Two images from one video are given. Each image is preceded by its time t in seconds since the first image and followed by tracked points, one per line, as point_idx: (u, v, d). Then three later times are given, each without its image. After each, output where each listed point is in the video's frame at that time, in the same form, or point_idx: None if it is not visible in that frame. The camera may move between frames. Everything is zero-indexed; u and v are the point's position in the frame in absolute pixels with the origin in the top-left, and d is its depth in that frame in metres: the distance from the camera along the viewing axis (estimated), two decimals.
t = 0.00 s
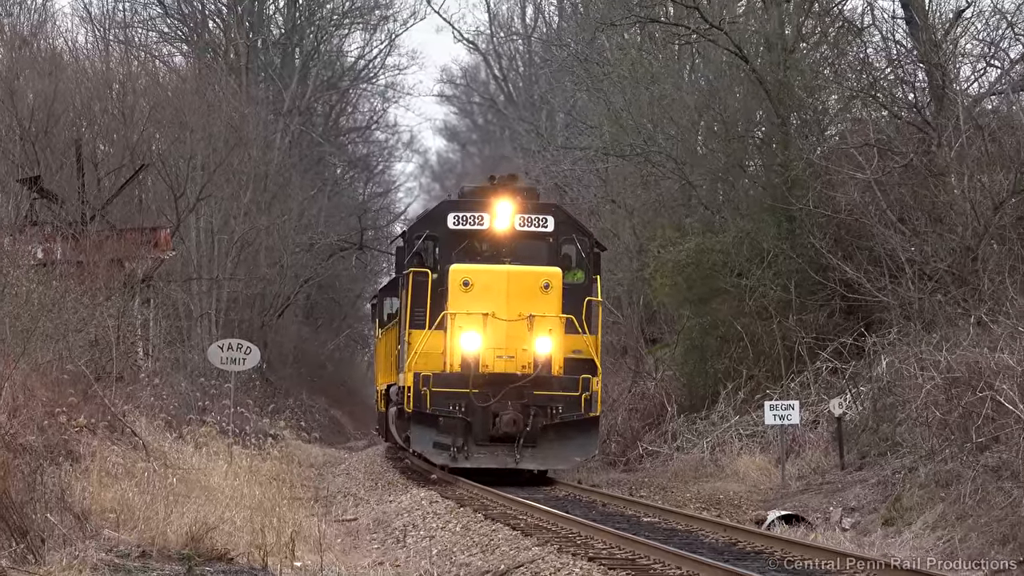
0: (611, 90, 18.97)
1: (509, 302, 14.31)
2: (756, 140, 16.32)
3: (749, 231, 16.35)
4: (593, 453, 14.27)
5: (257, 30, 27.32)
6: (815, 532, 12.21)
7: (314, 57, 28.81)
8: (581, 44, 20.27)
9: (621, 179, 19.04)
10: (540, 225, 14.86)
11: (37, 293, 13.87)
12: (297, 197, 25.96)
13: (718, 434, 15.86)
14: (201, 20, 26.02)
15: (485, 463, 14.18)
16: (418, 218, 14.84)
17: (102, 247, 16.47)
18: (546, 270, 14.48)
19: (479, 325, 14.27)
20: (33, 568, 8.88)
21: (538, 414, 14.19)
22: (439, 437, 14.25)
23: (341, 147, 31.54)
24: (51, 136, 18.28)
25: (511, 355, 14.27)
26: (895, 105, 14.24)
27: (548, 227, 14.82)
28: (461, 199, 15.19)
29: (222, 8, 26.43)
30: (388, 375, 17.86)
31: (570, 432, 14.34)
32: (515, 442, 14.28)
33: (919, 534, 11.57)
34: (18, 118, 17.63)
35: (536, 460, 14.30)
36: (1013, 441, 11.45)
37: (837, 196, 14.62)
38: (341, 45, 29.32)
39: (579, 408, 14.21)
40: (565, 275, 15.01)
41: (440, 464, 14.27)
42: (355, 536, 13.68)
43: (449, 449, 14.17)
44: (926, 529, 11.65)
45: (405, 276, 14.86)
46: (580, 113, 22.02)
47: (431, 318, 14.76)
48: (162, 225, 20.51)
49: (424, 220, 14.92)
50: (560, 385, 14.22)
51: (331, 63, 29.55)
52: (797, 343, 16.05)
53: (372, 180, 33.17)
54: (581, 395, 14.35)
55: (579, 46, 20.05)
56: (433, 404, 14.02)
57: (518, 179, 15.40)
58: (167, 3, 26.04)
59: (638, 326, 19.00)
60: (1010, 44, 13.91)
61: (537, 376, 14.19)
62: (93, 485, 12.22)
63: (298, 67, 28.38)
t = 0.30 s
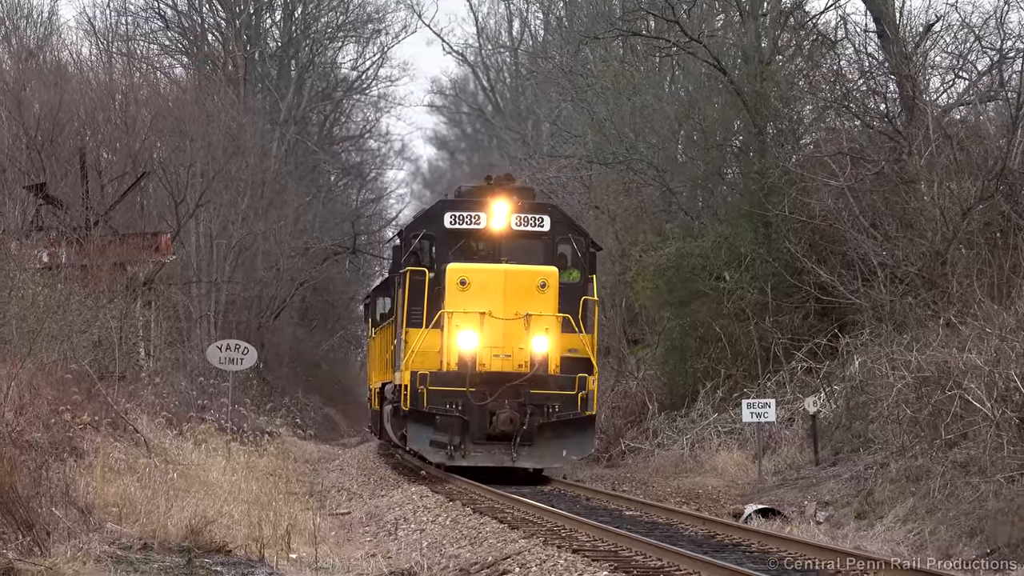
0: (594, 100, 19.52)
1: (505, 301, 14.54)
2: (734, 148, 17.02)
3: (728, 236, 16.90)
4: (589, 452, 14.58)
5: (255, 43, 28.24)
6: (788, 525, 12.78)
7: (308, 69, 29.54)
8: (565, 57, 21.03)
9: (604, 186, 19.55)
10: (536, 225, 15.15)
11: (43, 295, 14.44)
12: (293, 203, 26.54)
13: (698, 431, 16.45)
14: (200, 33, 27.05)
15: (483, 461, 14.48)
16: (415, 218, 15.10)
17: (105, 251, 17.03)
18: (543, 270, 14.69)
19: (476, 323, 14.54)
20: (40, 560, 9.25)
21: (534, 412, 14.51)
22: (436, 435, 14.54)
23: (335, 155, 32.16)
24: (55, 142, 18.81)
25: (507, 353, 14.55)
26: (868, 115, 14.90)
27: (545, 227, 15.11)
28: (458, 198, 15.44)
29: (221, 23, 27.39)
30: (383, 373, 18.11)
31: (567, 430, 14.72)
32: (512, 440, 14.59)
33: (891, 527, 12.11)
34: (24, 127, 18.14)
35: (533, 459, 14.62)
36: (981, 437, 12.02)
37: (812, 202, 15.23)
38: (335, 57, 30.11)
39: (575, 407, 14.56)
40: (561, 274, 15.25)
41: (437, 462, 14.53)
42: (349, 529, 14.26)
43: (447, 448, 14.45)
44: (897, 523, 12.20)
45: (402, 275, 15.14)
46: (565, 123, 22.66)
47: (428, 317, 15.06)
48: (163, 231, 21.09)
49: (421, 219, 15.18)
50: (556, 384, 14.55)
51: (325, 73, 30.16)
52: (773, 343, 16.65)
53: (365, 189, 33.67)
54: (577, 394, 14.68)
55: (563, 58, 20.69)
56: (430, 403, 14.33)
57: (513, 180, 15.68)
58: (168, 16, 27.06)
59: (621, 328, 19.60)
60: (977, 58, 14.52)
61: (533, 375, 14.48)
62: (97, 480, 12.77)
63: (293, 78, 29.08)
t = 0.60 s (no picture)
0: (578, 111, 20.39)
1: (502, 300, 14.89)
2: (712, 156, 17.68)
3: (707, 240, 17.49)
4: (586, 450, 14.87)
5: (252, 55, 29.14)
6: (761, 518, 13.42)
7: (304, 81, 30.66)
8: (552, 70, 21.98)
9: (589, 193, 20.26)
10: (532, 224, 15.60)
11: (48, 298, 15.00)
12: (289, 209, 27.18)
13: (678, 428, 17.17)
14: (199, 45, 28.08)
15: (479, 459, 14.77)
16: (412, 217, 15.53)
17: (108, 255, 17.61)
18: (540, 268, 15.02)
19: (473, 322, 14.88)
20: (47, 552, 9.80)
21: (532, 410, 14.88)
22: (434, 433, 14.87)
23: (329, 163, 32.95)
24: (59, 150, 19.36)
25: (505, 352, 14.91)
26: (840, 125, 15.54)
27: (541, 226, 15.55)
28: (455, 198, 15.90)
29: (219, 36, 28.46)
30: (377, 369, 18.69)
31: (563, 427, 15.04)
32: (510, 438, 14.93)
33: (863, 521, 12.78)
34: (30, 135, 18.69)
35: (530, 457, 14.95)
36: (948, 434, 12.71)
37: (787, 209, 15.87)
38: (329, 69, 31.29)
39: (572, 405, 14.87)
40: (558, 274, 15.70)
41: (434, 460, 14.85)
42: (343, 523, 14.89)
43: (444, 446, 14.76)
44: (869, 517, 12.88)
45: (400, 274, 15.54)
46: (551, 131, 23.40)
47: (426, 316, 15.45)
48: (163, 236, 21.71)
49: (418, 218, 15.60)
50: (554, 382, 14.88)
51: (320, 85, 31.38)
52: (750, 344, 17.24)
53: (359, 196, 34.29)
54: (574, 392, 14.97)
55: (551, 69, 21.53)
56: (428, 400, 14.68)
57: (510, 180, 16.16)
58: (168, 30, 28.04)
59: (605, 328, 20.29)
60: (947, 70, 15.08)
61: (530, 373, 14.83)
62: (100, 475, 13.36)
63: (289, 90, 30.19)
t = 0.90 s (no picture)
0: (562, 121, 21.32)
1: (500, 299, 15.20)
2: (692, 164, 18.49)
3: (686, 245, 18.42)
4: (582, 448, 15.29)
5: (249, 67, 30.18)
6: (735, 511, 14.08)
7: (299, 91, 31.51)
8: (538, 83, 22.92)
9: (575, 199, 20.96)
10: (529, 222, 15.96)
11: (53, 300, 15.58)
12: (286, 213, 27.85)
13: (659, 425, 17.94)
14: (199, 58, 29.40)
15: (477, 457, 15.18)
16: (410, 217, 15.91)
17: (111, 260, 18.35)
18: (536, 267, 15.37)
19: (471, 320, 15.20)
20: (51, 544, 10.40)
21: (529, 408, 15.25)
22: (432, 432, 15.20)
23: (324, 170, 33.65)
24: (63, 157, 19.94)
25: (502, 351, 15.22)
26: (814, 133, 16.39)
27: (537, 225, 15.91)
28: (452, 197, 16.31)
29: (217, 48, 29.49)
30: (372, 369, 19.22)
31: (558, 426, 15.47)
32: (507, 437, 15.32)
33: (837, 514, 13.45)
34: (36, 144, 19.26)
35: (528, 456, 15.38)
36: (918, 431, 13.38)
37: (763, 214, 16.56)
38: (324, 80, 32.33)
39: (569, 404, 15.28)
40: (554, 274, 16.17)
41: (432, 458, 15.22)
42: (337, 516, 15.55)
43: (443, 445, 15.14)
44: (842, 510, 13.55)
45: (397, 273, 15.94)
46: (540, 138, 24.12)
47: (423, 315, 15.78)
48: (164, 240, 22.35)
49: (416, 217, 16.01)
50: (551, 380, 15.25)
51: (315, 95, 32.22)
52: (727, 344, 17.98)
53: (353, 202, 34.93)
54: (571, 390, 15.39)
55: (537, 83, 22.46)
56: (426, 399, 14.98)
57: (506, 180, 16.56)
58: (170, 42, 29.55)
59: (591, 329, 20.98)
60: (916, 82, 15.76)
61: (528, 372, 15.18)
62: (103, 470, 13.97)
63: (286, 99, 30.93)
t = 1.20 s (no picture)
0: (548, 129, 22.16)
1: (497, 298, 15.24)
2: (672, 172, 19.43)
3: (667, 249, 19.26)
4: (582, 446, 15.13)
5: (246, 78, 31.20)
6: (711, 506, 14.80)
7: (295, 102, 32.78)
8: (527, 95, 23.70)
9: (562, 204, 21.65)
10: (526, 221, 15.89)
11: (58, 303, 16.23)
12: (282, 219, 28.52)
13: (641, 422, 18.71)
14: (198, 70, 30.11)
15: (475, 455, 15.04)
16: (407, 215, 15.81)
17: (113, 263, 18.91)
18: (534, 266, 15.46)
19: (469, 319, 15.21)
20: (56, 536, 11.01)
21: (527, 407, 15.18)
22: (431, 431, 15.11)
23: (319, 177, 34.61)
24: (66, 165, 20.52)
25: (500, 349, 15.22)
26: (790, 143, 17.07)
27: (534, 224, 15.87)
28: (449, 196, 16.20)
29: (217, 60, 30.50)
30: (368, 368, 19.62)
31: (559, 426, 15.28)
32: (505, 436, 15.21)
33: (811, 507, 14.15)
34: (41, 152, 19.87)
35: (525, 454, 15.22)
36: (890, 428, 14.10)
37: (741, 220, 17.26)
38: (318, 90, 33.51)
39: (567, 401, 15.23)
40: (551, 272, 16.09)
41: (430, 457, 15.11)
42: (331, 510, 16.23)
43: (441, 443, 15.04)
44: (817, 504, 14.24)
45: (395, 272, 15.86)
46: (528, 147, 24.89)
47: (420, 314, 15.71)
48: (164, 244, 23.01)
49: (413, 216, 15.93)
50: (549, 378, 15.23)
51: (310, 105, 33.50)
52: (706, 345, 18.84)
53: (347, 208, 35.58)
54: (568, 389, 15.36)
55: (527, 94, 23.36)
56: (424, 398, 14.91)
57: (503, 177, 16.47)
58: (170, 55, 30.21)
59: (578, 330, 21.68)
60: (888, 92, 16.43)
61: (526, 370, 15.15)
62: (107, 466, 14.61)
63: (281, 109, 32.17)
